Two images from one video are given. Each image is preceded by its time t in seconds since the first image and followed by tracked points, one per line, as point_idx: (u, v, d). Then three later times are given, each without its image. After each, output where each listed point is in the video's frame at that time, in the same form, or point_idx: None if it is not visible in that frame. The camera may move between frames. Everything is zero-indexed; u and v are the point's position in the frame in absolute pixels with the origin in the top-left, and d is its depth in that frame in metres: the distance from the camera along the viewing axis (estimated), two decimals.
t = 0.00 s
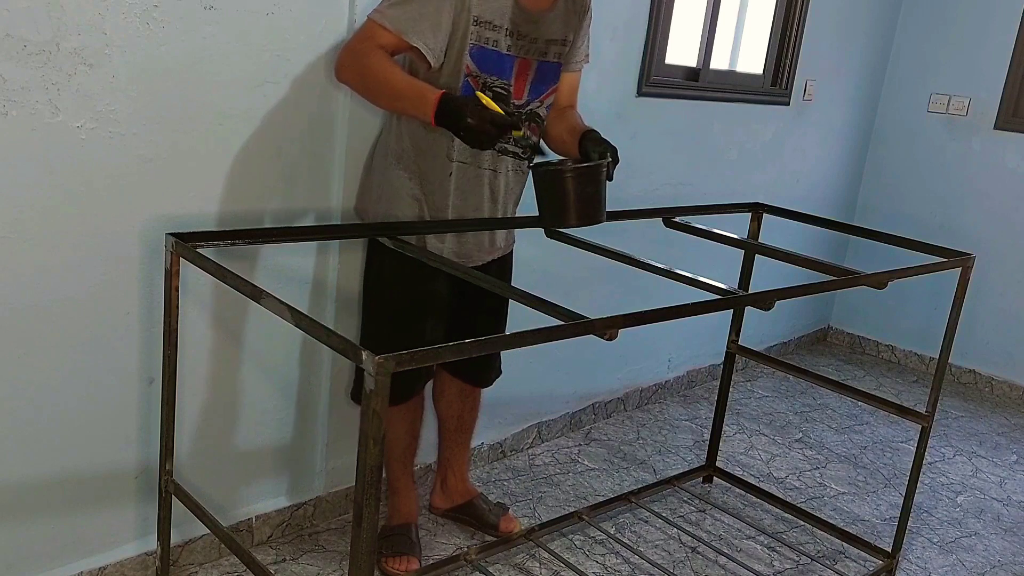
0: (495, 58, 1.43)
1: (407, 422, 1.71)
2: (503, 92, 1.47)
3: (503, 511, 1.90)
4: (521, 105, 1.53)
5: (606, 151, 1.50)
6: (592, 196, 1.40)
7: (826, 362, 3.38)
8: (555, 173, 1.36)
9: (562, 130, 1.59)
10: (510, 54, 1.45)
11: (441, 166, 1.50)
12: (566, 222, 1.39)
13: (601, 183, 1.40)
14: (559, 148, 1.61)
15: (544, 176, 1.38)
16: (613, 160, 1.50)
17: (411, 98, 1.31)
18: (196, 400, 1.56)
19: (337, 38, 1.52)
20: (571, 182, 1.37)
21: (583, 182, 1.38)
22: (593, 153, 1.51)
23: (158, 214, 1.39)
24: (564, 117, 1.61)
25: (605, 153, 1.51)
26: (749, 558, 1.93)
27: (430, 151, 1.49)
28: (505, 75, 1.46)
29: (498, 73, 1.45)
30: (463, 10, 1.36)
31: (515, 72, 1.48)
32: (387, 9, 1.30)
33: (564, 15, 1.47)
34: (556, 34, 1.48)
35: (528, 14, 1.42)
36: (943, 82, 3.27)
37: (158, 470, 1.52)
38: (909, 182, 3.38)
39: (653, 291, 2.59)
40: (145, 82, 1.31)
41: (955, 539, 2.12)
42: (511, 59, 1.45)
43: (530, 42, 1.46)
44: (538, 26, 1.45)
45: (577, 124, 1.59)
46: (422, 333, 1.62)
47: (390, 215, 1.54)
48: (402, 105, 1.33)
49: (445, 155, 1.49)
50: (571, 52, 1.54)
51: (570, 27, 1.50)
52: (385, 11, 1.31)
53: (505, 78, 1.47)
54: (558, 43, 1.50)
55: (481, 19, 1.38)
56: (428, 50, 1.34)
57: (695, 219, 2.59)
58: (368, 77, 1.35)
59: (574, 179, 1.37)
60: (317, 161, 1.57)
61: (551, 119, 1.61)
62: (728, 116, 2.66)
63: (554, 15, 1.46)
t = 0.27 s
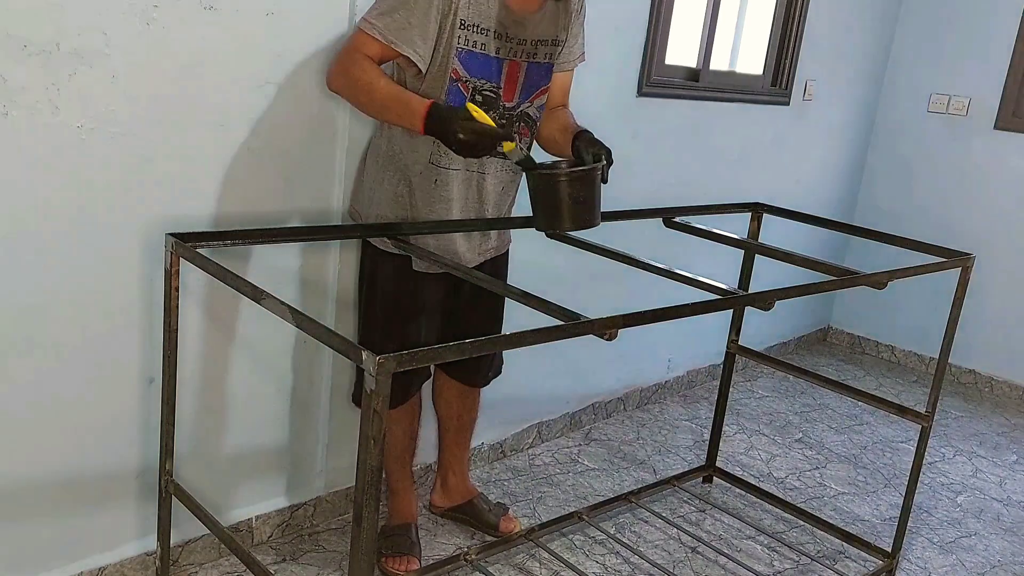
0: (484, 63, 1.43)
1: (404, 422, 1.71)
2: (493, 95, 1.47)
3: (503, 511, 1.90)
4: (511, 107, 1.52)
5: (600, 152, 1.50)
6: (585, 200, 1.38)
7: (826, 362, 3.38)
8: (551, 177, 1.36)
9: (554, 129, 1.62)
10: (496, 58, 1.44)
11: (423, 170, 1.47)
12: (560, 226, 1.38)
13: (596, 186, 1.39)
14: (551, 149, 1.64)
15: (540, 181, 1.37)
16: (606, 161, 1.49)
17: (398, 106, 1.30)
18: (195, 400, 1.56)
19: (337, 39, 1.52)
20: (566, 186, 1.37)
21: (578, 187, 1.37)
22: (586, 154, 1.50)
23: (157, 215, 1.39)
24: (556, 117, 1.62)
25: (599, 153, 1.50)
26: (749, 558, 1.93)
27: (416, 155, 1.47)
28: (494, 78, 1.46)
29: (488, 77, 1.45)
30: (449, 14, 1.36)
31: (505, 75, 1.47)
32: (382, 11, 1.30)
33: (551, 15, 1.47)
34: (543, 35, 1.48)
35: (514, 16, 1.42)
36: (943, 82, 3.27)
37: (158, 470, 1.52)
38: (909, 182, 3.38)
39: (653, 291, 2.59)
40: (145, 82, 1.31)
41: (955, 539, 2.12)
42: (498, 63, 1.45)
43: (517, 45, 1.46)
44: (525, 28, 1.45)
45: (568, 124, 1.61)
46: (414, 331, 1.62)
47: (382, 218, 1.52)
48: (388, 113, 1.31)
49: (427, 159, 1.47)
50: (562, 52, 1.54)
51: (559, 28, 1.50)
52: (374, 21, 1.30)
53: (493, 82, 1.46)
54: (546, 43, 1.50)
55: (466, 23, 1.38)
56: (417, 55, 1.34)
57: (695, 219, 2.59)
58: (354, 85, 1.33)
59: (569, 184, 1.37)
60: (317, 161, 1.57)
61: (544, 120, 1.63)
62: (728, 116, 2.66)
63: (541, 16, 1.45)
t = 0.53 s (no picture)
0: (481, 63, 1.44)
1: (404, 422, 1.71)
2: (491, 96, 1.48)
3: (503, 511, 1.90)
4: (509, 108, 1.53)
5: (601, 158, 1.49)
6: (586, 206, 1.39)
7: (826, 362, 3.38)
8: (552, 182, 1.36)
9: (552, 131, 1.62)
10: (494, 58, 1.45)
11: (419, 171, 1.47)
12: (560, 231, 1.39)
13: (597, 195, 1.39)
14: (549, 151, 1.63)
15: (542, 186, 1.37)
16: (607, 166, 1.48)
17: (410, 101, 1.30)
18: (195, 400, 1.56)
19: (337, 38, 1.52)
20: (567, 191, 1.37)
21: (579, 193, 1.37)
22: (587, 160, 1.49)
23: (158, 215, 1.39)
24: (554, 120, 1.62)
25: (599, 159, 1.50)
26: (749, 558, 1.94)
27: (411, 153, 1.47)
28: (492, 78, 1.46)
29: (485, 77, 1.45)
30: (447, 15, 1.36)
31: (502, 76, 1.48)
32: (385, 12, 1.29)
33: (549, 17, 1.47)
34: (541, 36, 1.49)
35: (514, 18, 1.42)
36: (943, 82, 3.28)
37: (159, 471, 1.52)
38: (909, 182, 3.39)
39: (654, 291, 2.59)
40: (145, 82, 1.31)
41: (955, 539, 2.12)
42: (495, 63, 1.45)
43: (514, 45, 1.46)
44: (524, 30, 1.45)
45: (566, 127, 1.61)
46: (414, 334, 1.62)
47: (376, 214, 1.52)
48: (397, 110, 1.30)
49: (422, 159, 1.46)
50: (559, 54, 1.55)
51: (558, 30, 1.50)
52: (374, 21, 1.30)
53: (490, 82, 1.47)
54: (544, 45, 1.50)
55: (463, 23, 1.38)
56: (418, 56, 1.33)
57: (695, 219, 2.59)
58: (358, 80, 1.31)
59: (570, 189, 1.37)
60: (317, 161, 1.57)
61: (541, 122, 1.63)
62: (727, 116, 2.66)
63: (540, 18, 1.46)
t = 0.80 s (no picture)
0: (482, 62, 1.44)
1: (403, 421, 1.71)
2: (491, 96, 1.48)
3: (503, 511, 1.90)
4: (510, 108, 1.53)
5: (604, 158, 1.48)
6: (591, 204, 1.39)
7: (826, 362, 3.38)
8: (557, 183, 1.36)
9: (552, 131, 1.61)
10: (494, 58, 1.45)
11: (421, 171, 1.47)
12: (567, 231, 1.40)
13: (601, 193, 1.40)
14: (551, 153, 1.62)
15: (547, 187, 1.37)
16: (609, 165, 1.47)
17: (404, 89, 1.30)
18: (195, 400, 1.56)
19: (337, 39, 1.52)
20: (572, 191, 1.37)
21: (584, 193, 1.38)
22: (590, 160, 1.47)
23: (158, 215, 1.39)
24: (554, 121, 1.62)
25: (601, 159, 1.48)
26: (749, 558, 1.94)
27: (410, 152, 1.46)
28: (492, 78, 1.46)
29: (485, 77, 1.45)
30: (447, 14, 1.36)
31: (502, 76, 1.48)
32: (380, 4, 1.30)
33: (549, 17, 1.47)
34: (541, 36, 1.49)
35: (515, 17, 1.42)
36: (943, 82, 3.28)
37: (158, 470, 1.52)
38: (909, 182, 3.39)
39: (654, 291, 2.60)
40: (146, 82, 1.31)
41: (955, 539, 2.12)
42: (496, 63, 1.45)
43: (513, 45, 1.46)
44: (525, 29, 1.45)
45: (568, 128, 1.60)
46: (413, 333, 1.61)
47: (376, 213, 1.51)
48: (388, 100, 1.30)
49: (424, 160, 1.46)
50: (558, 53, 1.55)
51: (558, 29, 1.50)
52: (370, 10, 1.30)
53: (490, 81, 1.46)
54: (544, 44, 1.50)
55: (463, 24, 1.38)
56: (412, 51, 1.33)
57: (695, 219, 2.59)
58: (350, 67, 1.30)
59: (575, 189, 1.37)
60: (317, 160, 1.57)
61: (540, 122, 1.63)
62: (727, 116, 2.66)
63: (540, 18, 1.45)
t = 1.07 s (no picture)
0: (495, 74, 1.42)
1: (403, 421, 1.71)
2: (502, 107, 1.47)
3: (503, 511, 1.90)
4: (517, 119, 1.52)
5: (608, 161, 1.49)
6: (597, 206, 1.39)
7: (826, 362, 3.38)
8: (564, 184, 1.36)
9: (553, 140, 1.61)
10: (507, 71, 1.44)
11: (431, 177, 1.48)
12: (572, 232, 1.39)
13: (608, 196, 1.40)
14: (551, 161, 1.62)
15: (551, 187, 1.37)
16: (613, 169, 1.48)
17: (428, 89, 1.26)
18: (195, 399, 1.56)
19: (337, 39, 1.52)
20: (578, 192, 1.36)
21: (592, 194, 1.37)
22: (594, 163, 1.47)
23: (158, 215, 1.39)
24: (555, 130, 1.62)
25: (605, 162, 1.49)
26: (749, 558, 1.94)
27: (420, 161, 1.47)
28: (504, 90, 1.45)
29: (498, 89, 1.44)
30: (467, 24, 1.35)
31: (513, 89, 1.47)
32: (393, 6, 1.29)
33: (560, 30, 1.48)
34: (551, 48, 1.49)
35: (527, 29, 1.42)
36: (943, 82, 3.27)
37: (158, 471, 1.52)
38: (909, 182, 3.39)
39: (654, 291, 2.60)
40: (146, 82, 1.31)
41: (955, 539, 2.12)
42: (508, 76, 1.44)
43: (527, 59, 1.46)
44: (535, 42, 1.45)
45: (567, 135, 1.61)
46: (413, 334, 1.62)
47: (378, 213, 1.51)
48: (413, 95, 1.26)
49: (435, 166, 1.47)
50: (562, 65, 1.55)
51: (565, 40, 1.50)
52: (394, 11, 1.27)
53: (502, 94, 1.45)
54: (550, 57, 1.51)
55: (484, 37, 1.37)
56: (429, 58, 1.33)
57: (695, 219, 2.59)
58: (371, 63, 1.26)
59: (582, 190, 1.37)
60: (317, 161, 1.58)
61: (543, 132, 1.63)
62: (728, 116, 2.66)
63: (548, 31, 1.46)
